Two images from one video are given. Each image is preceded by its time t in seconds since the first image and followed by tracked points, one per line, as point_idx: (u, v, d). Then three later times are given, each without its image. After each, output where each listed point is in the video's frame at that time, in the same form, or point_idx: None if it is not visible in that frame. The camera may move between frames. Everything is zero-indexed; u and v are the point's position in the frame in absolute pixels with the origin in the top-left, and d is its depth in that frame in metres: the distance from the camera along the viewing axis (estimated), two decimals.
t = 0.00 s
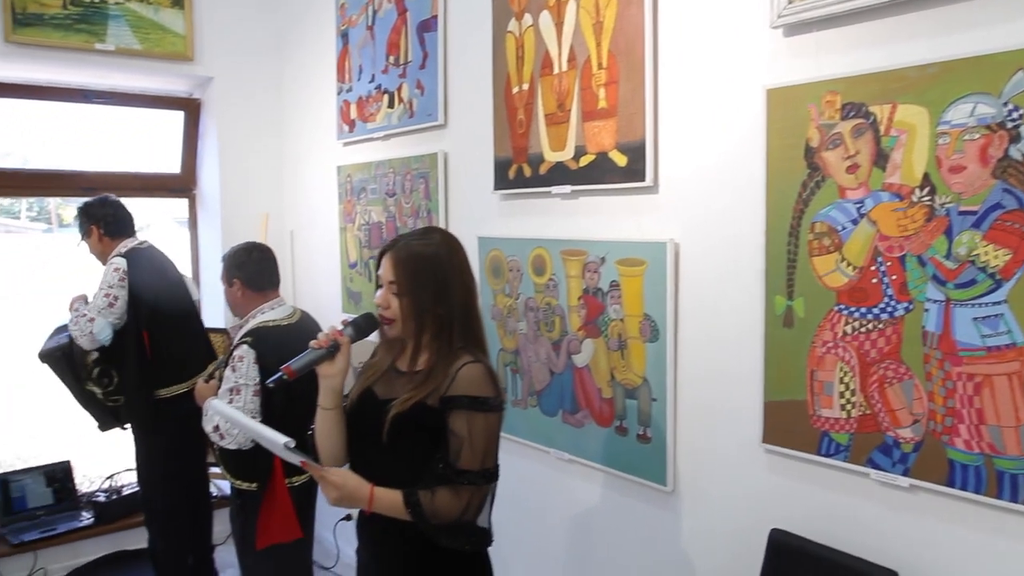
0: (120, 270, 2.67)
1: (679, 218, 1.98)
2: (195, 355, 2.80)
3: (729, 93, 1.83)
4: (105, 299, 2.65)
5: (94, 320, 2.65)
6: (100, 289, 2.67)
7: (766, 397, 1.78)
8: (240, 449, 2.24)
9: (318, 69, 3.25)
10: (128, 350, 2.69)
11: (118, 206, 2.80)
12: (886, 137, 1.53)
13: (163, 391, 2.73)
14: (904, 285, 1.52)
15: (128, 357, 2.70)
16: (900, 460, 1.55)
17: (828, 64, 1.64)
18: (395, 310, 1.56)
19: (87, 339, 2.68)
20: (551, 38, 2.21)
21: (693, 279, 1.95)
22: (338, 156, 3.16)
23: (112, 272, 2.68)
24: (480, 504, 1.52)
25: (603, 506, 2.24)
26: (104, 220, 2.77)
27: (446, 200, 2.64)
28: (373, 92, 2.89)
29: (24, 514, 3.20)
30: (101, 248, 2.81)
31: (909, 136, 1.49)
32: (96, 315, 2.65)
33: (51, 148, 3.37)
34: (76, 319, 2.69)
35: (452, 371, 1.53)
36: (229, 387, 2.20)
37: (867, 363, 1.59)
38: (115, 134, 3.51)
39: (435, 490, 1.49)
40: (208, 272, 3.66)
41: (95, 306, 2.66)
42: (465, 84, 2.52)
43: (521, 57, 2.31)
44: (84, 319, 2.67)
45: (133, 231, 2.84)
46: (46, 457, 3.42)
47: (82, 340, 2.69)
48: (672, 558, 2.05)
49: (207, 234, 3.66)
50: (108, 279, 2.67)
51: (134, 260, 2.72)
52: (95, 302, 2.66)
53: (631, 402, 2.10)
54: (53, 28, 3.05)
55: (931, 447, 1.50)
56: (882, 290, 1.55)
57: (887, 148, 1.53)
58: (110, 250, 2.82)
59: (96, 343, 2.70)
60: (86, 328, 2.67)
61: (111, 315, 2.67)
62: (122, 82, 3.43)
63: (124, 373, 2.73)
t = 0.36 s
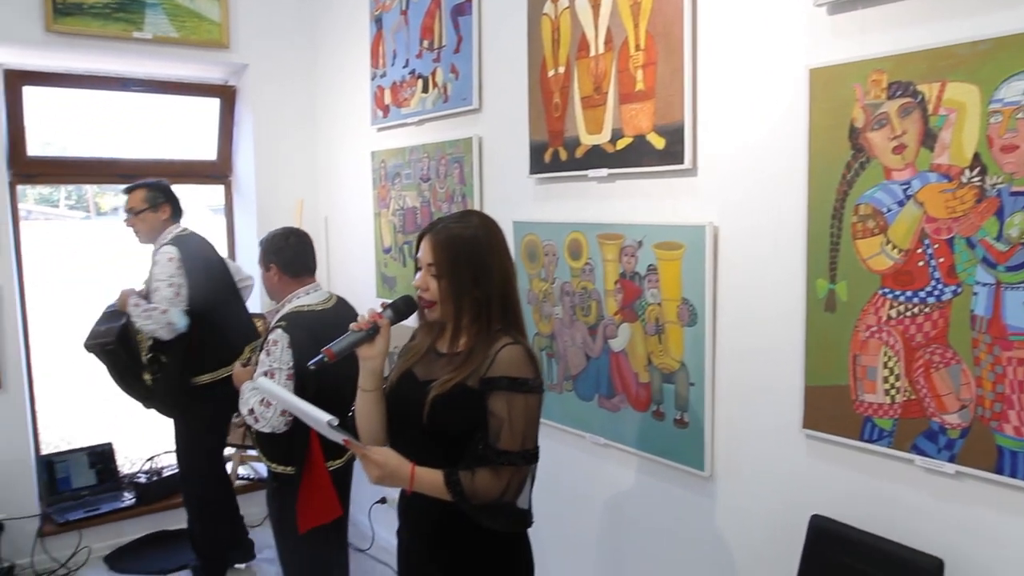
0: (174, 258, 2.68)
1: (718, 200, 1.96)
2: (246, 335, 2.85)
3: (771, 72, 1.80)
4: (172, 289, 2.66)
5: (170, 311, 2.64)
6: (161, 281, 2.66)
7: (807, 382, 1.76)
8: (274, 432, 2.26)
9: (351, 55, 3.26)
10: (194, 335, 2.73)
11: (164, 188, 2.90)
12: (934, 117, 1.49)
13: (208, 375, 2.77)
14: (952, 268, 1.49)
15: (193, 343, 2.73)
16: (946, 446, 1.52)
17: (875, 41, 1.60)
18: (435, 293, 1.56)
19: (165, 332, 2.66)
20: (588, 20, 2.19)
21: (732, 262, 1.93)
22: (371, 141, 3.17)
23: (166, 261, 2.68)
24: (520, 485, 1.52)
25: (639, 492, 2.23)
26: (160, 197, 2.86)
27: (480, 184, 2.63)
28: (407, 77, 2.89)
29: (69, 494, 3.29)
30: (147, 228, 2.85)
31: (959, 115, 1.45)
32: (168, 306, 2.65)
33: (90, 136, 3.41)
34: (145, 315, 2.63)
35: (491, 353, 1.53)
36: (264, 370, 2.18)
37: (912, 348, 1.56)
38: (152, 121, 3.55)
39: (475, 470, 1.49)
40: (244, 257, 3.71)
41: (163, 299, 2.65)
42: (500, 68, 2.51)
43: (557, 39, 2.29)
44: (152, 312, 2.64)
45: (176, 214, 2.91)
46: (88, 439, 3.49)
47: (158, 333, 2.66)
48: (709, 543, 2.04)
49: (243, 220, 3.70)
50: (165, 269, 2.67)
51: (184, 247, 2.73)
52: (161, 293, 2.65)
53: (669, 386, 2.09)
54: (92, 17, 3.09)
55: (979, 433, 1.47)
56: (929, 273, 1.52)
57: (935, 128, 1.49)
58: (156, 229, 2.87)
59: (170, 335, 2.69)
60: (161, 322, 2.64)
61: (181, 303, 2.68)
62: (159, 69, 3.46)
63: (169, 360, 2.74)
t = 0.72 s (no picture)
0: (243, 240, 2.79)
1: (748, 183, 1.93)
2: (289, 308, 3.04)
3: (804, 51, 1.77)
4: (254, 265, 2.80)
5: (260, 284, 2.80)
6: (241, 261, 2.77)
7: (839, 366, 1.73)
8: (301, 420, 2.26)
9: (375, 40, 3.26)
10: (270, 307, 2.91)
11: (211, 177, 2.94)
12: (973, 95, 1.45)
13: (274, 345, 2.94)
14: (990, 250, 1.46)
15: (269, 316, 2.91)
16: (982, 431, 1.49)
17: (912, 17, 1.56)
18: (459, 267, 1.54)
19: (255, 307, 2.80)
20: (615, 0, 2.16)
21: (763, 245, 1.90)
22: (397, 127, 3.17)
23: (239, 243, 2.78)
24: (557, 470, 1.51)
25: (666, 477, 2.22)
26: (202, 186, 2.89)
27: (507, 168, 2.62)
28: (432, 61, 2.88)
29: (101, 477, 3.36)
30: (200, 214, 2.88)
31: (999, 93, 1.42)
32: (256, 281, 2.79)
33: (118, 123, 3.44)
34: (238, 296, 2.75)
35: (516, 337, 1.51)
36: (290, 358, 2.20)
37: (948, 331, 1.53)
38: (179, 109, 3.57)
39: (511, 458, 1.48)
40: (271, 244, 3.74)
41: (250, 278, 2.77)
42: (527, 50, 2.49)
43: (584, 21, 2.27)
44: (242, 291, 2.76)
45: (220, 203, 2.95)
46: (119, 424, 3.54)
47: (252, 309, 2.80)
48: (738, 528, 2.03)
49: (269, 207, 3.72)
50: (241, 251, 2.78)
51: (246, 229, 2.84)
52: (245, 273, 2.77)
53: (697, 370, 2.07)
54: (119, 5, 3.11)
55: (1017, 418, 1.44)
56: (966, 255, 1.49)
57: (974, 106, 1.45)
58: (206, 215, 2.90)
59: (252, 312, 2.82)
60: (253, 298, 2.78)
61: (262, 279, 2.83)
62: (185, 57, 3.48)
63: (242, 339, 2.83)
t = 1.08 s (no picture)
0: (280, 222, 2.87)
1: (782, 167, 1.90)
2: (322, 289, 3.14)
3: (842, 31, 1.73)
4: (294, 248, 2.84)
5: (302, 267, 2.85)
6: (283, 246, 2.82)
7: (874, 353, 1.71)
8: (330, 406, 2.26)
9: (403, 25, 3.25)
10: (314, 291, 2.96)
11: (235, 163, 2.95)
12: (1018, 76, 1.42)
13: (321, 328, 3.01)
14: None
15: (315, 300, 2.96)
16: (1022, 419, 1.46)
17: None
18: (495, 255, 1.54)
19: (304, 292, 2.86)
20: None
21: (796, 230, 1.88)
22: (425, 112, 3.17)
23: (276, 226, 2.84)
24: (590, 459, 1.51)
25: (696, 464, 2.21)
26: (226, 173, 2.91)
27: (536, 153, 2.61)
28: (460, 46, 2.87)
29: (134, 460, 3.41)
30: (230, 201, 2.89)
31: None
32: (298, 264, 2.84)
33: (149, 110, 3.47)
34: (286, 285, 2.80)
35: (554, 327, 1.50)
36: (320, 344, 2.19)
37: (988, 317, 1.50)
38: (208, 95, 3.59)
39: (541, 452, 1.49)
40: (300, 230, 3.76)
41: (293, 261, 2.83)
42: (557, 34, 2.47)
43: (615, 3, 2.24)
44: (289, 278, 2.82)
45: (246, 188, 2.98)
46: (151, 407, 3.60)
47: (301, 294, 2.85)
48: (769, 516, 2.02)
49: (297, 193, 3.74)
50: (280, 234, 2.84)
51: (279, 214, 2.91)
52: (289, 256, 2.82)
53: (728, 357, 2.05)
54: None
55: None
56: (1007, 240, 1.46)
57: (1019, 87, 1.42)
58: (236, 201, 2.91)
59: (300, 296, 2.88)
60: (301, 282, 2.84)
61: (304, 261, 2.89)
62: (214, 43, 3.49)
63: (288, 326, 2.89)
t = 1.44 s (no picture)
0: (296, 222, 2.84)
1: (815, 156, 1.88)
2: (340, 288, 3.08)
3: (878, 17, 1.70)
4: (304, 252, 2.83)
5: (308, 273, 2.83)
6: (291, 250, 2.81)
7: (907, 345, 1.68)
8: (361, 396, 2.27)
9: (430, 18, 3.25)
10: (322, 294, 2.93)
11: (251, 164, 2.95)
12: None
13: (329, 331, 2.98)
14: None
15: (321, 302, 2.93)
16: None
17: None
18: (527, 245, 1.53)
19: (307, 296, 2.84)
20: None
21: (829, 221, 1.86)
22: (451, 104, 3.17)
23: (290, 227, 2.82)
24: (620, 449, 1.51)
25: (726, 456, 2.20)
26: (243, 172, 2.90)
27: (563, 144, 2.60)
28: (487, 37, 2.87)
29: (166, 450, 3.47)
30: (241, 206, 2.90)
31: None
32: (305, 270, 2.83)
33: (178, 105, 3.51)
34: (288, 286, 2.80)
35: (585, 317, 1.50)
36: (351, 334, 2.20)
37: None
38: (236, 89, 3.62)
39: (572, 442, 1.49)
40: (326, 222, 3.79)
41: (299, 266, 2.81)
42: (585, 24, 2.46)
43: None
44: (293, 281, 2.81)
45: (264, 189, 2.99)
46: (181, 399, 3.64)
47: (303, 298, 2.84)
48: (799, 509, 2.00)
49: (324, 185, 3.76)
50: (291, 235, 2.82)
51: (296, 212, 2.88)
52: (296, 260, 2.81)
53: (759, 349, 2.04)
54: None
55: None
56: None
57: None
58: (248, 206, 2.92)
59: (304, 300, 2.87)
60: (304, 288, 2.82)
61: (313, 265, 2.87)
62: (242, 37, 3.52)
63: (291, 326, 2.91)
